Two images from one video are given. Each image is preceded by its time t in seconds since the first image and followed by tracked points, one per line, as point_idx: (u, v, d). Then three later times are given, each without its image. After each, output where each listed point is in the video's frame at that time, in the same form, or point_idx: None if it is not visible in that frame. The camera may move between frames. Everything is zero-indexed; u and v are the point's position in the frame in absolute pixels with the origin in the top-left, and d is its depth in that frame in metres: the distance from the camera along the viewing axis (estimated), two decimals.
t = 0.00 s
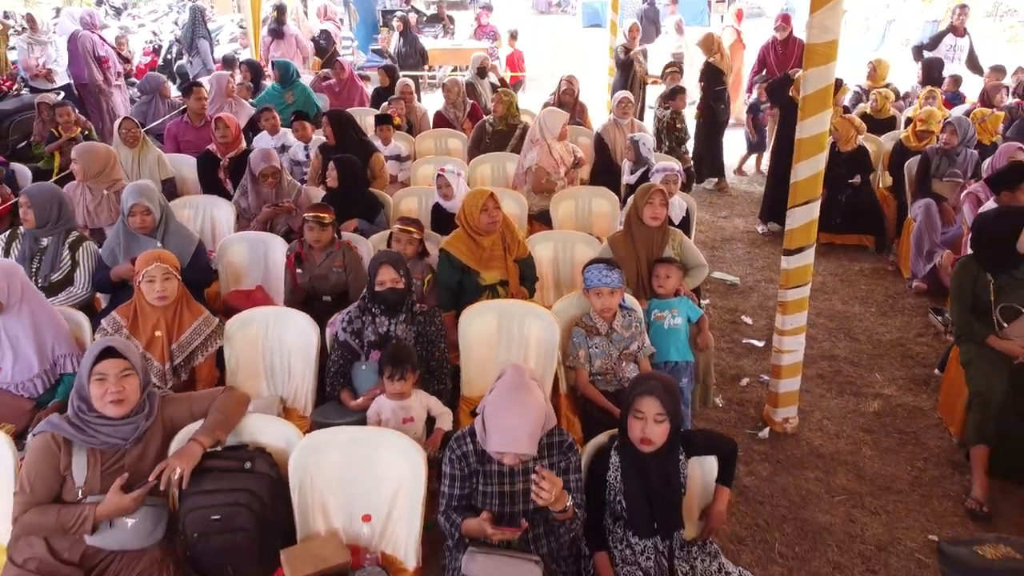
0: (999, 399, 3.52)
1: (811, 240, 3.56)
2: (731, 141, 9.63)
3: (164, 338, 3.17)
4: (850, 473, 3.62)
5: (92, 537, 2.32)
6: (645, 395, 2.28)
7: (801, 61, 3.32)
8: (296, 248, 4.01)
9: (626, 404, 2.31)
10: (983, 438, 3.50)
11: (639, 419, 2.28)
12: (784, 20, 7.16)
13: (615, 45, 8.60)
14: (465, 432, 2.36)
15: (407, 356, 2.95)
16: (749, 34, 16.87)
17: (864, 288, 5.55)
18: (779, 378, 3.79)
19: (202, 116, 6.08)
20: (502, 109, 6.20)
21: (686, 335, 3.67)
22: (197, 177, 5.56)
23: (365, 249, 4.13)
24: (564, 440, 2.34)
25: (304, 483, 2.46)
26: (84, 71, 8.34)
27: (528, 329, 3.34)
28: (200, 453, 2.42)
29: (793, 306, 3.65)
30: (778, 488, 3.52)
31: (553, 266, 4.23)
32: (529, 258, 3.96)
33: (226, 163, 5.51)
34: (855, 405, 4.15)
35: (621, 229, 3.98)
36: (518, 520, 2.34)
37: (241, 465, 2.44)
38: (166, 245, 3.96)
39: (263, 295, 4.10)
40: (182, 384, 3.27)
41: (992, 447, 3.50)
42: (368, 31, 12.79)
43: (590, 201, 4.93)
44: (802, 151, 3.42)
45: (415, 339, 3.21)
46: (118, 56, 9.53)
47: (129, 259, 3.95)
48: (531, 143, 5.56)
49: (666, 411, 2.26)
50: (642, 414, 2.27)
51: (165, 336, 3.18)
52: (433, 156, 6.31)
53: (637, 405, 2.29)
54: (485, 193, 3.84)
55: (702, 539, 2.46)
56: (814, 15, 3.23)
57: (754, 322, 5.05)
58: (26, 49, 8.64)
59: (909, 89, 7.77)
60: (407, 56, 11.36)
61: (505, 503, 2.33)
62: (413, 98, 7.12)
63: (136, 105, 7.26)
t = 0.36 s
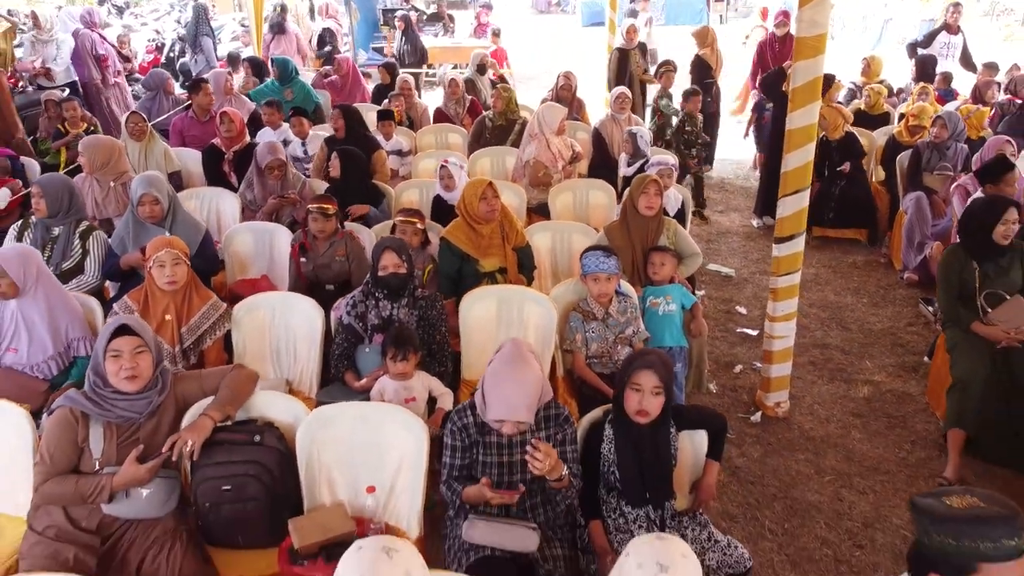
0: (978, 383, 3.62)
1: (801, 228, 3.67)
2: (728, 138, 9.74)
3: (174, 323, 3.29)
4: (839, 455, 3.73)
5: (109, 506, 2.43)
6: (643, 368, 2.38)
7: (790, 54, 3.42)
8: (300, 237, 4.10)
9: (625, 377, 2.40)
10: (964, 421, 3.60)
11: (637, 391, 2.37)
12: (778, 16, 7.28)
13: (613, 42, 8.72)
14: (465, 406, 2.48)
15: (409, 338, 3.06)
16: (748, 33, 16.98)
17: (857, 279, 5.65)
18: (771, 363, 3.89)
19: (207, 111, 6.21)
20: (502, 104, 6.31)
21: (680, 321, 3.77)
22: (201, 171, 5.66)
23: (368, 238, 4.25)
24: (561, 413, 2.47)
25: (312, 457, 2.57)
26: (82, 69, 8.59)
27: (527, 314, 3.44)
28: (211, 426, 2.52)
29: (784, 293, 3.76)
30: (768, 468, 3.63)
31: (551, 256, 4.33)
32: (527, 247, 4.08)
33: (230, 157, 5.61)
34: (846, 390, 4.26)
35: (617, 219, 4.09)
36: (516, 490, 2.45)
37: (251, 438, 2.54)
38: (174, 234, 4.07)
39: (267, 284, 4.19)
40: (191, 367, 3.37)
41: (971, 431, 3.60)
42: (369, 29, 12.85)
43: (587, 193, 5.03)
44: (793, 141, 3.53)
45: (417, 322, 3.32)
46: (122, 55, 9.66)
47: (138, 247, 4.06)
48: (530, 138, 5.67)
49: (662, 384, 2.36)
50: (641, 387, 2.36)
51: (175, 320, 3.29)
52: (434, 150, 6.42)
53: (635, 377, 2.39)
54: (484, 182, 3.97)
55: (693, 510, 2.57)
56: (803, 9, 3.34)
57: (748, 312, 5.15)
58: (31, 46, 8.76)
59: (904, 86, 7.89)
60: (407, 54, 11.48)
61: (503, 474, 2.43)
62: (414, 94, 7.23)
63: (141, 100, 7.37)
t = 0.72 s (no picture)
0: (965, 365, 3.71)
1: (792, 214, 3.77)
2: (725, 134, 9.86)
3: (182, 304, 3.38)
4: (828, 434, 3.83)
5: (124, 473, 2.54)
6: (642, 340, 2.49)
7: (781, 44, 3.54)
8: (305, 224, 4.22)
9: (623, 348, 2.51)
10: (949, 402, 3.73)
11: (636, 361, 2.48)
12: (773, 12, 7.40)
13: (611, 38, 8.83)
14: (464, 377, 2.59)
15: (411, 317, 3.16)
16: (746, 31, 17.10)
17: (850, 269, 5.76)
18: (762, 347, 4.00)
19: (213, 105, 6.31)
20: (501, 98, 6.41)
21: (674, 306, 3.87)
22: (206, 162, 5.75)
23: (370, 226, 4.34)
24: (557, 384, 2.57)
25: (317, 427, 2.67)
26: (92, 66, 8.59)
27: (525, 297, 3.54)
28: (221, 397, 2.63)
29: (775, 277, 3.87)
30: (759, 448, 3.73)
31: (549, 243, 4.41)
32: (524, 234, 4.17)
33: (235, 148, 5.71)
34: (837, 374, 4.36)
35: (613, 207, 4.19)
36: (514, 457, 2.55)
37: (259, 409, 2.64)
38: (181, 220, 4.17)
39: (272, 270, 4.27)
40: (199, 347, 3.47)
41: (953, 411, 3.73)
42: (370, 27, 12.93)
43: (585, 183, 5.13)
44: (783, 128, 3.63)
45: (418, 303, 3.43)
46: (126, 52, 9.75)
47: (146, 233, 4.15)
48: (529, 130, 5.78)
49: (660, 355, 2.48)
50: (639, 357, 2.48)
51: (183, 301, 3.38)
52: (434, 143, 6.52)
53: (634, 348, 2.49)
54: (483, 169, 4.07)
55: (683, 479, 2.69)
56: None
57: (742, 300, 5.25)
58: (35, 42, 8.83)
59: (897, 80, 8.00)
60: (408, 50, 11.58)
61: (501, 442, 2.55)
62: (414, 89, 7.35)
63: (145, 94, 7.47)
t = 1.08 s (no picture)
0: (949, 344, 3.85)
1: (781, 200, 3.88)
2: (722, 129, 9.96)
3: (189, 286, 3.48)
4: (817, 416, 3.93)
5: (133, 444, 2.63)
6: (632, 314, 2.60)
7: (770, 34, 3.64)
8: (307, 212, 4.33)
9: (613, 323, 2.62)
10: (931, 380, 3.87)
11: (625, 333, 2.59)
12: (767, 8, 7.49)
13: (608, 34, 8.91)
14: (460, 354, 2.67)
15: (410, 298, 3.25)
16: (744, 29, 17.20)
17: (842, 259, 5.86)
18: (753, 331, 4.10)
19: (216, 98, 6.41)
20: (500, 92, 6.50)
21: (667, 290, 3.96)
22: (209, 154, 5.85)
23: (371, 213, 4.44)
24: (550, 360, 2.66)
25: (319, 402, 2.77)
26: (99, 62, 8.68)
27: (522, 279, 3.63)
28: (227, 370, 2.73)
29: (765, 263, 3.97)
30: (750, 428, 3.82)
31: (545, 230, 4.47)
32: (521, 221, 4.28)
33: (237, 141, 5.80)
34: (827, 359, 4.46)
35: (608, 195, 4.29)
36: (509, 429, 2.65)
37: (263, 383, 2.74)
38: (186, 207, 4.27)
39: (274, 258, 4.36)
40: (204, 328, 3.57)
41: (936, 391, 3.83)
42: (369, 25, 12.89)
43: (581, 173, 5.22)
44: (773, 116, 3.74)
45: (417, 286, 3.53)
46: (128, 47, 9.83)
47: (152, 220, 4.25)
48: (527, 123, 5.88)
49: (649, 328, 2.59)
50: (629, 329, 2.58)
51: (189, 283, 3.48)
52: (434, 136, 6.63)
53: (624, 322, 2.60)
54: (481, 157, 4.17)
55: (673, 452, 2.78)
56: None
57: (736, 289, 5.35)
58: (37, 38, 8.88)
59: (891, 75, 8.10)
60: (408, 46, 11.68)
61: (496, 416, 2.64)
62: (414, 83, 7.45)
63: (149, 88, 7.58)
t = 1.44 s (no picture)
0: (934, 326, 3.99)
1: (770, 187, 3.98)
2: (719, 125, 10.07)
3: (193, 269, 3.58)
4: (806, 397, 4.03)
5: (141, 417, 2.73)
6: (625, 292, 2.66)
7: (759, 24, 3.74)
8: (308, 200, 4.42)
9: (605, 301, 2.67)
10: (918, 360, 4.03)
11: (620, 312, 2.65)
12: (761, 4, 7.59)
13: (606, 29, 9.01)
14: (455, 327, 2.77)
15: (409, 280, 3.35)
16: (742, 27, 17.31)
17: (835, 249, 5.95)
18: (744, 316, 4.20)
19: (216, 91, 6.52)
20: (498, 85, 6.60)
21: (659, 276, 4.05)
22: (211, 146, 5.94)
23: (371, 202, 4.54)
24: (541, 334, 2.76)
25: (321, 376, 2.88)
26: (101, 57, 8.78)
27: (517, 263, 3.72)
28: (232, 346, 2.83)
29: (756, 249, 4.07)
30: (740, 409, 3.92)
31: (542, 219, 4.55)
32: (518, 210, 4.38)
33: (239, 133, 5.89)
34: (817, 344, 4.56)
35: (602, 183, 4.40)
36: (501, 399, 2.75)
37: (266, 357, 2.85)
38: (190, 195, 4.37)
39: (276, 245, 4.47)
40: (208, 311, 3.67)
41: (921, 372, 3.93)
42: (369, 22, 12.88)
43: (577, 164, 5.32)
44: (763, 105, 3.84)
45: (416, 269, 3.63)
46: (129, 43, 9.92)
47: (156, 207, 4.35)
48: (524, 116, 5.99)
49: (641, 306, 2.65)
50: (622, 308, 2.64)
51: (194, 267, 3.59)
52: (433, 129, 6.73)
53: (617, 300, 2.65)
54: (478, 146, 4.26)
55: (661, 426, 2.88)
56: None
57: (729, 277, 5.45)
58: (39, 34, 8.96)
59: (886, 69, 8.19)
60: (408, 42, 11.78)
61: (489, 386, 2.74)
62: (413, 77, 7.55)
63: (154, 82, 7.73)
